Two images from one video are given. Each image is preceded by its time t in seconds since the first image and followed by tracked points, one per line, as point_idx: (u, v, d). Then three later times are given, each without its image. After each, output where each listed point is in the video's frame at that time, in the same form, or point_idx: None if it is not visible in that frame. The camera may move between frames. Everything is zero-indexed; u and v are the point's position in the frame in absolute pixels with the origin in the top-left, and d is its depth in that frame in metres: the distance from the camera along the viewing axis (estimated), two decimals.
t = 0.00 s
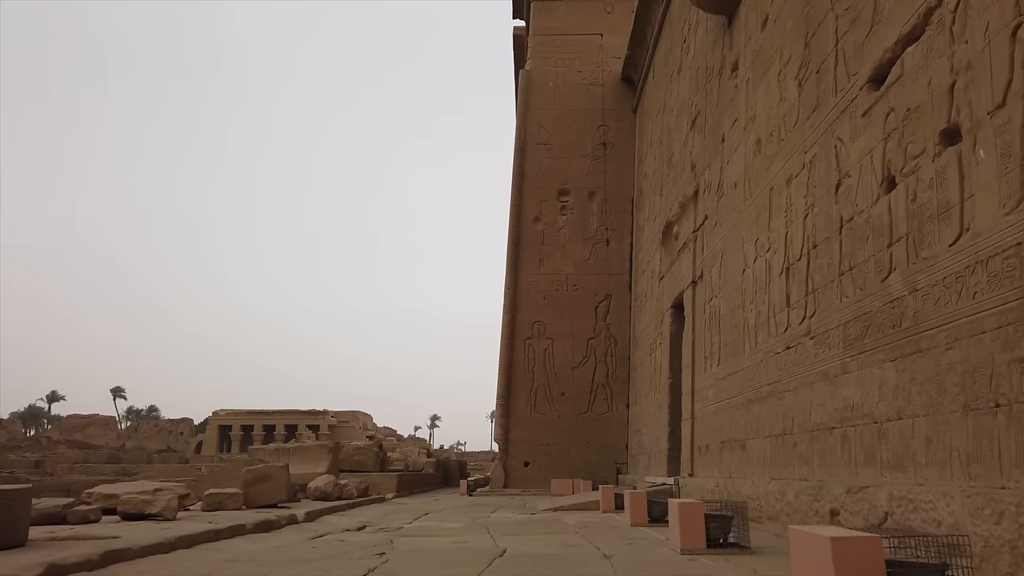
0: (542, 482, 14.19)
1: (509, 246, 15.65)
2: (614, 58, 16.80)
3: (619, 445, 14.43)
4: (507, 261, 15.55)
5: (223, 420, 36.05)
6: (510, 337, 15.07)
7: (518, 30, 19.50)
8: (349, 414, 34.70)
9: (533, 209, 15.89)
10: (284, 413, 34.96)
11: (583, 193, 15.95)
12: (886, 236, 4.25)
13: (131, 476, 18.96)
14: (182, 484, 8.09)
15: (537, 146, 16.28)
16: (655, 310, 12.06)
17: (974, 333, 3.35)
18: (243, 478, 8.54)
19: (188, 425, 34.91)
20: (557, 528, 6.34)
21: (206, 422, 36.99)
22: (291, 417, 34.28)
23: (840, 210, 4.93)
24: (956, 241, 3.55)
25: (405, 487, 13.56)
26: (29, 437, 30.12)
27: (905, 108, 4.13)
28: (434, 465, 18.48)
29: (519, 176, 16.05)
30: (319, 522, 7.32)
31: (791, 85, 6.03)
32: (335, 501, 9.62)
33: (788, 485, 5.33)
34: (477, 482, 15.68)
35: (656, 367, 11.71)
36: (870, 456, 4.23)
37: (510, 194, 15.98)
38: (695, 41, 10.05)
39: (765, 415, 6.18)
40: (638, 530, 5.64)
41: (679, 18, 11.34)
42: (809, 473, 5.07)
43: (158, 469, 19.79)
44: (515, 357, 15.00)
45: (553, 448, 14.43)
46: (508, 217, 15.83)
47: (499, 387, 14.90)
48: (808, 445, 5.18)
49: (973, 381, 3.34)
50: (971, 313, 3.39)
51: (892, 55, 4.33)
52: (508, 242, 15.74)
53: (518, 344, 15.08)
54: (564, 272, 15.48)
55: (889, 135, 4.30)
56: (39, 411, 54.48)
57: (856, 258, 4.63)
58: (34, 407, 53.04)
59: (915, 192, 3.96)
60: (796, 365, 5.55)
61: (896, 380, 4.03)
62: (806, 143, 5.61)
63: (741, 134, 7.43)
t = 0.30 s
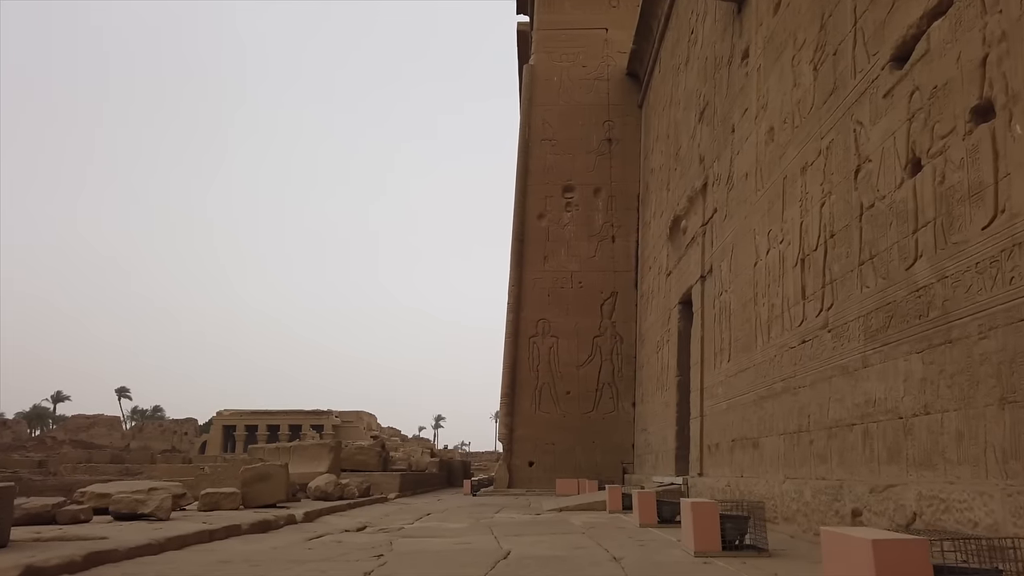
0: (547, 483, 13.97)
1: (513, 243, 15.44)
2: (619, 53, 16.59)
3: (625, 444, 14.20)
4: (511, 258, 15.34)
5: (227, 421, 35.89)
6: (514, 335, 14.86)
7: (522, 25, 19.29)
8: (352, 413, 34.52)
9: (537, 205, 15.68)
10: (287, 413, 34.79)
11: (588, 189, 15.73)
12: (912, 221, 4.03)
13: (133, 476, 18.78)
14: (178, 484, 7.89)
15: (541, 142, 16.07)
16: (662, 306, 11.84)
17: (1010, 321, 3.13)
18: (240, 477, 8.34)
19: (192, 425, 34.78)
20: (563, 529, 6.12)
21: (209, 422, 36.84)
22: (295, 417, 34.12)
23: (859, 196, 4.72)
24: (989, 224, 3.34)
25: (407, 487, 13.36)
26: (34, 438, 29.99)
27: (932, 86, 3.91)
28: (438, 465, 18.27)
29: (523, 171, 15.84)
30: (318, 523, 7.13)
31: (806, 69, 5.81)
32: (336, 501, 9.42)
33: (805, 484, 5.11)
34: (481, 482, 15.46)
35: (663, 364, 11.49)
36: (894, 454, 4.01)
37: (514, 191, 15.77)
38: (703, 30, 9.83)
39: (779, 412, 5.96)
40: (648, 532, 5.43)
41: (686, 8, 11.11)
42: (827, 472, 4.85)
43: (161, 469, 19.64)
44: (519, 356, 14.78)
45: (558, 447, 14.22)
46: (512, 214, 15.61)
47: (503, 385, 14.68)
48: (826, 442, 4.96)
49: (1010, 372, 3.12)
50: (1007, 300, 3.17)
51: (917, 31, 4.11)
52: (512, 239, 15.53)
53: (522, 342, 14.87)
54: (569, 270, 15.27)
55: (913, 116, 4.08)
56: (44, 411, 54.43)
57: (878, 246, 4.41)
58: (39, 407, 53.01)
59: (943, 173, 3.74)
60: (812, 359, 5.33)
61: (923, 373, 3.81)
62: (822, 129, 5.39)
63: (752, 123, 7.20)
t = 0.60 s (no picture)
0: (551, 484, 13.76)
1: (517, 241, 15.22)
2: (625, 48, 16.37)
3: (630, 446, 13.97)
4: (514, 256, 15.13)
5: (230, 421, 35.72)
6: (518, 334, 14.65)
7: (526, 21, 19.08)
8: (356, 414, 34.33)
9: (541, 203, 15.47)
10: (290, 413, 34.62)
11: (593, 186, 15.51)
12: (940, 210, 3.81)
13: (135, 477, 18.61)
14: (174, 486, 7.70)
15: (546, 138, 15.86)
16: (669, 304, 11.61)
17: None
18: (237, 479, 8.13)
19: (196, 426, 34.62)
20: (568, 534, 5.91)
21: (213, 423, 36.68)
22: (298, 418, 33.94)
23: (881, 185, 4.49)
24: None
25: (410, 489, 13.16)
26: (37, 438, 29.86)
27: (962, 66, 3.69)
28: (441, 466, 18.05)
29: (527, 168, 15.63)
30: (316, 527, 6.92)
31: (822, 55, 5.59)
32: (336, 503, 9.23)
33: (823, 488, 4.89)
34: (484, 483, 15.25)
35: (670, 364, 11.26)
36: (921, 457, 3.79)
37: (518, 188, 15.56)
38: (712, 22, 9.60)
39: (793, 413, 5.74)
40: (658, 537, 5.21)
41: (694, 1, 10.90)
42: (847, 476, 4.63)
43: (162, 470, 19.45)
44: (523, 355, 14.57)
45: (562, 448, 14.00)
46: (515, 211, 15.40)
47: (507, 385, 14.47)
48: (845, 445, 4.74)
49: None
50: None
51: (946, 10, 3.89)
52: (515, 237, 15.32)
53: (526, 342, 14.66)
54: (574, 268, 15.05)
55: (942, 99, 3.86)
56: (49, 411, 54.38)
57: (901, 237, 4.19)
58: (43, 408, 52.97)
59: (975, 159, 3.52)
60: (830, 357, 5.11)
61: (953, 371, 3.59)
62: (840, 117, 5.17)
63: (764, 114, 6.98)
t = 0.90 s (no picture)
0: (554, 484, 13.55)
1: (519, 237, 15.01)
2: (629, 42, 16.16)
3: (635, 445, 13.75)
4: (517, 253, 14.92)
5: (232, 421, 35.54)
6: (520, 332, 14.44)
7: (529, 15, 18.87)
8: (359, 413, 34.16)
9: (544, 198, 15.26)
10: (293, 413, 34.45)
11: (597, 182, 15.30)
12: (967, 191, 3.59)
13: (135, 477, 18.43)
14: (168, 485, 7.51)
15: (548, 133, 15.65)
16: (675, 300, 11.40)
17: None
18: (233, 478, 7.94)
19: (198, 425, 34.46)
20: (573, 534, 5.70)
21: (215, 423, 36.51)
22: (300, 417, 33.78)
23: (902, 168, 4.28)
24: None
25: (411, 489, 12.95)
26: (40, 439, 29.73)
27: (992, 38, 3.48)
28: (443, 465, 17.84)
29: (530, 163, 15.42)
30: (313, 527, 6.73)
31: (837, 36, 5.37)
32: (335, 502, 9.03)
33: (839, 487, 4.67)
34: (487, 483, 15.04)
35: (676, 360, 11.05)
36: (948, 453, 3.58)
37: (520, 183, 15.35)
38: (719, 10, 9.39)
39: (806, 408, 5.52)
40: (667, 538, 5.01)
41: None
42: (865, 473, 4.42)
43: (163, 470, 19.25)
44: (526, 353, 14.36)
45: (566, 447, 13.79)
46: (518, 207, 15.19)
47: (509, 383, 14.26)
48: (863, 441, 4.52)
49: None
50: None
51: None
52: (518, 232, 15.11)
53: (529, 339, 14.45)
54: (578, 264, 14.83)
55: (969, 74, 3.65)
56: (52, 412, 54.31)
57: (924, 221, 3.98)
58: (47, 408, 52.96)
59: (1008, 134, 3.31)
60: (846, 350, 4.89)
61: (983, 361, 3.37)
62: (856, 100, 4.96)
63: (774, 101, 6.77)
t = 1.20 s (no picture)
0: (559, 486, 13.34)
1: (523, 235, 14.80)
2: (634, 37, 15.94)
3: (642, 446, 13.53)
4: (521, 251, 14.71)
5: (236, 422, 35.39)
6: (525, 331, 14.24)
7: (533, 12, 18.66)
8: (363, 414, 33.98)
9: (548, 196, 15.06)
10: (297, 414, 34.28)
11: (602, 179, 15.08)
12: (1001, 178, 3.37)
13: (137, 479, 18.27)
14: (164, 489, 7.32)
15: (553, 130, 15.44)
16: (682, 299, 11.18)
17: None
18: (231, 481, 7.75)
19: (202, 426, 34.32)
20: (580, 541, 5.50)
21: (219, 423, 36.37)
22: (304, 418, 33.62)
23: (927, 156, 4.06)
24: None
25: (414, 491, 12.76)
26: (44, 439, 29.64)
27: None
28: (447, 467, 17.64)
29: (534, 161, 15.21)
30: (312, 532, 6.54)
31: (855, 21, 5.16)
32: (336, 506, 8.84)
33: (860, 493, 4.46)
34: (491, 485, 14.83)
35: (683, 360, 10.83)
36: (981, 458, 3.36)
37: (524, 181, 15.14)
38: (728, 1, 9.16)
39: (823, 410, 5.30)
40: (679, 545, 4.80)
41: None
42: (889, 478, 4.20)
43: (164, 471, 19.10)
44: (530, 353, 14.15)
45: (572, 448, 13.57)
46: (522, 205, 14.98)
47: (513, 384, 14.05)
48: (885, 444, 4.31)
49: None
50: None
51: None
52: (522, 231, 14.90)
53: (533, 339, 14.24)
54: (583, 263, 14.62)
55: (1003, 54, 3.43)
56: (58, 413, 54.28)
57: (953, 211, 3.76)
58: (52, 408, 52.94)
59: None
60: (866, 348, 4.68)
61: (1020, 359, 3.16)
62: (876, 87, 4.74)
63: (787, 91, 6.55)
